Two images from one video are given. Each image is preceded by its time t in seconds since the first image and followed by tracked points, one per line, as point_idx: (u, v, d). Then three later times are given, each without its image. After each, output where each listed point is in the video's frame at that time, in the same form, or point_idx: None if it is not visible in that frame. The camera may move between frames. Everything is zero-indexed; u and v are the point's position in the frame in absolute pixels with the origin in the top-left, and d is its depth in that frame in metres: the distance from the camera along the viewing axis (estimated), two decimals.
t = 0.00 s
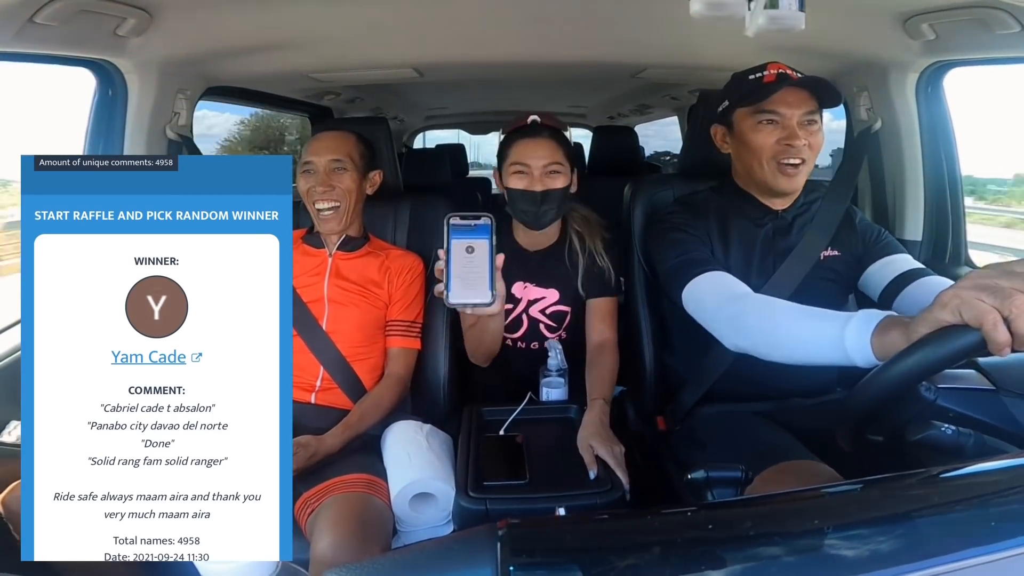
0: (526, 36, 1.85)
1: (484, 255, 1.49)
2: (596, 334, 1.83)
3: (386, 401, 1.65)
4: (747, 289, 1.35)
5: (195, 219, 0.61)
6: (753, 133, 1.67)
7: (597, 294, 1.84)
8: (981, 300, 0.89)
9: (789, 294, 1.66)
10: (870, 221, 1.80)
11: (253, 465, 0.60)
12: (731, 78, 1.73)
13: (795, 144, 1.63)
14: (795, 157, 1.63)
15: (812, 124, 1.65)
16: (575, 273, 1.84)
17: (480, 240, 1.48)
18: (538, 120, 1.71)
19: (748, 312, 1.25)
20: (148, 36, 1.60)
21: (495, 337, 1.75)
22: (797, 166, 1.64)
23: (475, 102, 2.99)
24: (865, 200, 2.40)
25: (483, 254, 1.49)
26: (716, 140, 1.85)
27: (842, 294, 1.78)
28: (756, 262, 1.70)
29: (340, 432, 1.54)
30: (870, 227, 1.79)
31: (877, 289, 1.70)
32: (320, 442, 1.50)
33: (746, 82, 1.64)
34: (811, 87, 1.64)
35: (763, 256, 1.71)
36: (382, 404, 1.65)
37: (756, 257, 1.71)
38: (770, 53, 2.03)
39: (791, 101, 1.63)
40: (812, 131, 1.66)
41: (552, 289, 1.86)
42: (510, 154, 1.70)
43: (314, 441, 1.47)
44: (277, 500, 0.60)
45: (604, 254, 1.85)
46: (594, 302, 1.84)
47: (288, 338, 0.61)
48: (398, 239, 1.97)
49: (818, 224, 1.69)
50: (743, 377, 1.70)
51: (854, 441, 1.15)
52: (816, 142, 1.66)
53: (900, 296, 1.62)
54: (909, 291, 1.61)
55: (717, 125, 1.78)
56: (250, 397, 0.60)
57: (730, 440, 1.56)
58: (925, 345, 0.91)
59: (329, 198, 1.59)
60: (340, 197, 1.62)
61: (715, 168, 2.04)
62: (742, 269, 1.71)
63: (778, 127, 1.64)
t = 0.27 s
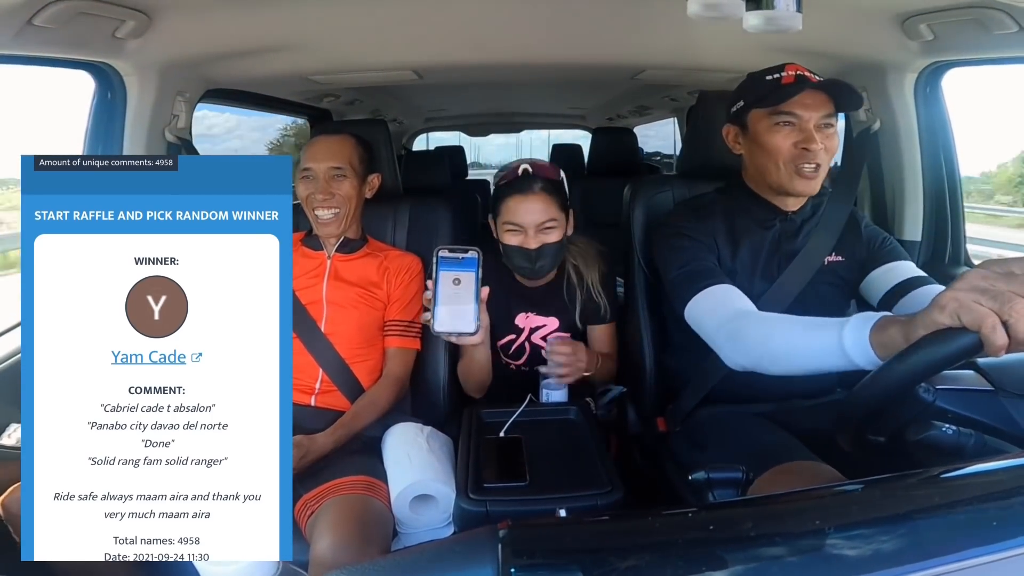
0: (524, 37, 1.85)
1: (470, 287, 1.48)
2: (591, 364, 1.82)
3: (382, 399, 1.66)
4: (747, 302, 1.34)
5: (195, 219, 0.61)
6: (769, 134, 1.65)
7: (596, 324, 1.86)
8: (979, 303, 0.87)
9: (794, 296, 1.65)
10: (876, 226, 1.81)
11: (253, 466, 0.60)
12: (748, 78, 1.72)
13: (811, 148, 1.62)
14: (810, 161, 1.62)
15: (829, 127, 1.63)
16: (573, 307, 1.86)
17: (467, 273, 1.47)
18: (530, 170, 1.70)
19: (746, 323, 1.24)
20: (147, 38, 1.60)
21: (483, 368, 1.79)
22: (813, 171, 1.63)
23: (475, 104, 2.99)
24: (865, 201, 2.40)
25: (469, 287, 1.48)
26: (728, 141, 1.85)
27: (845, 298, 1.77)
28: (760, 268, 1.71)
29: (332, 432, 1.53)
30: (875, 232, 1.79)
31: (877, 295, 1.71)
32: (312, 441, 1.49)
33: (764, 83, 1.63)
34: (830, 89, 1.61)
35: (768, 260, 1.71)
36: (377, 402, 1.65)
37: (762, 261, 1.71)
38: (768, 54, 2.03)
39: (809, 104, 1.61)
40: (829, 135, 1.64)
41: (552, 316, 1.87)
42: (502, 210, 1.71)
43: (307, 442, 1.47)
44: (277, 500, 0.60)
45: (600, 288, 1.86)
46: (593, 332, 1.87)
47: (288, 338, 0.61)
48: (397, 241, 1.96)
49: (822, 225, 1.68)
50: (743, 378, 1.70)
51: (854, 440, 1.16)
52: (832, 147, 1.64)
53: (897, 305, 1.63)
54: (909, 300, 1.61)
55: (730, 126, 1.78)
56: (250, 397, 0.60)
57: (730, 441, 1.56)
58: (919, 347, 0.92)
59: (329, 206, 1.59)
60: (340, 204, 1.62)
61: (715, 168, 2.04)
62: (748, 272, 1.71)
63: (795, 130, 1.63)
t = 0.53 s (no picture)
0: (525, 39, 1.86)
1: (458, 298, 1.49)
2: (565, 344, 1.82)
3: (380, 400, 1.65)
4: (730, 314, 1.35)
5: (195, 220, 0.61)
6: (756, 137, 1.64)
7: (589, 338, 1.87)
8: (970, 313, 0.89)
9: (780, 308, 1.66)
10: (870, 225, 1.81)
11: (253, 465, 0.60)
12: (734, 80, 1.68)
13: (799, 151, 1.61)
14: (798, 164, 1.61)
15: (816, 128, 1.61)
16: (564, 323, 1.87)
17: (453, 284, 1.48)
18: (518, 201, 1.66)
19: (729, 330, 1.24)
20: (148, 36, 1.60)
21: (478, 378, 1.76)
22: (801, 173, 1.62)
23: (475, 104, 2.99)
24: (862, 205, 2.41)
25: (456, 298, 1.49)
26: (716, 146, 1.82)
27: (838, 301, 1.78)
28: (754, 271, 1.71)
29: (336, 432, 1.55)
30: (871, 232, 1.79)
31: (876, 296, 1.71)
32: (319, 442, 1.50)
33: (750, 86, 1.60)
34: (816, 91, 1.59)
35: (761, 269, 1.72)
36: (376, 405, 1.64)
37: (752, 268, 1.72)
38: (768, 58, 2.03)
39: (797, 106, 1.59)
40: (818, 136, 1.62)
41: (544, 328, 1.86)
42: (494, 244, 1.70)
43: (312, 442, 1.48)
44: (277, 500, 0.60)
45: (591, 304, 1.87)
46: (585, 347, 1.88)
47: (287, 337, 0.61)
48: (396, 241, 1.97)
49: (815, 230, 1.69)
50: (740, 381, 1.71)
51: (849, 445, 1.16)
52: (820, 148, 1.62)
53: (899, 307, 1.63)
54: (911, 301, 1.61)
55: (717, 130, 1.75)
56: (250, 397, 0.60)
57: (726, 444, 1.56)
58: (916, 352, 0.93)
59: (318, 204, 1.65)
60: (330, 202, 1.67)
61: (714, 172, 2.04)
62: (740, 277, 1.71)
63: (782, 132, 1.61)
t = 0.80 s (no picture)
0: (524, 41, 1.85)
1: (477, 310, 1.48)
2: (570, 342, 1.76)
3: (383, 405, 1.64)
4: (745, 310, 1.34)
5: (195, 219, 0.61)
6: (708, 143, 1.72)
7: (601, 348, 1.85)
8: (969, 311, 0.89)
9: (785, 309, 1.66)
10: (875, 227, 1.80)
11: (253, 466, 0.60)
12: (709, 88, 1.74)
13: (733, 157, 1.66)
14: (735, 171, 1.67)
15: (753, 134, 1.62)
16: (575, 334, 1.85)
17: (474, 297, 1.47)
18: (537, 207, 1.66)
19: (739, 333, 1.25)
20: (146, 41, 1.60)
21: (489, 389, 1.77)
22: (740, 179, 1.67)
23: (474, 108, 2.99)
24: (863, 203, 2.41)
25: (476, 311, 1.48)
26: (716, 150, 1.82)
27: (842, 302, 1.77)
28: (756, 269, 1.70)
29: (337, 436, 1.54)
30: (875, 232, 1.78)
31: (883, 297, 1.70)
32: (317, 444, 1.50)
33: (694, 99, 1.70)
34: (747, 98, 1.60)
35: (763, 270, 1.71)
36: (377, 409, 1.63)
37: (755, 268, 1.71)
38: (767, 58, 2.03)
39: (723, 115, 1.64)
40: (755, 142, 1.63)
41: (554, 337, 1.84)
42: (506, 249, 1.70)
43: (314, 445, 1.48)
44: (277, 501, 0.60)
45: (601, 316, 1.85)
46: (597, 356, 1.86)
47: (288, 337, 0.61)
48: (397, 245, 1.96)
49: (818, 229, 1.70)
50: (743, 381, 1.70)
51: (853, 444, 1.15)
52: (758, 153, 1.63)
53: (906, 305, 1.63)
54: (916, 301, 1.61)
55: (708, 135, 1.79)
56: (251, 398, 0.60)
57: (730, 445, 1.56)
58: (909, 358, 0.93)
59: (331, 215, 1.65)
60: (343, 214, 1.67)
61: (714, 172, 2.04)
62: (740, 277, 1.70)
63: (718, 141, 1.68)
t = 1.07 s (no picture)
0: (523, 40, 1.85)
1: (478, 309, 1.49)
2: (570, 335, 1.74)
3: (382, 403, 1.64)
4: (735, 304, 1.35)
5: (195, 219, 0.61)
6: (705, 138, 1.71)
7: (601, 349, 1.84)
8: (961, 315, 0.89)
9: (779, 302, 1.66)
10: (867, 216, 1.79)
11: (253, 466, 0.60)
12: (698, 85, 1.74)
13: (738, 151, 1.65)
14: (741, 164, 1.66)
15: (758, 127, 1.62)
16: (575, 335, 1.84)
17: (475, 295, 1.48)
18: (554, 199, 1.67)
19: (734, 329, 1.24)
20: (146, 41, 1.60)
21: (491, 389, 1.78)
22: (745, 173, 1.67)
23: (474, 107, 3.00)
24: (862, 202, 2.41)
25: (477, 310, 1.48)
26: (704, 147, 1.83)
27: (837, 294, 1.77)
28: (750, 263, 1.71)
29: (341, 434, 1.54)
30: (868, 221, 1.78)
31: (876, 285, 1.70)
32: (326, 444, 1.50)
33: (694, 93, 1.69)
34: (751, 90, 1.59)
35: (754, 263, 1.71)
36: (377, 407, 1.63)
37: (748, 263, 1.71)
38: (767, 57, 2.03)
39: (729, 107, 1.62)
40: (763, 133, 1.63)
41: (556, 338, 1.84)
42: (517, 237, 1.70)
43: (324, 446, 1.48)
44: (277, 501, 0.60)
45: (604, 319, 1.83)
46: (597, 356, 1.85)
47: (287, 337, 0.61)
48: (397, 244, 1.96)
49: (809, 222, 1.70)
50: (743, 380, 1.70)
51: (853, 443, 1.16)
52: (766, 144, 1.63)
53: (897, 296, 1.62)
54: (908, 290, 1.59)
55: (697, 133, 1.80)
56: (251, 398, 0.60)
57: (730, 444, 1.56)
58: (903, 360, 0.93)
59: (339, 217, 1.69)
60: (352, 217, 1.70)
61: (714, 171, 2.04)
62: (738, 277, 1.70)
63: (722, 134, 1.66)
